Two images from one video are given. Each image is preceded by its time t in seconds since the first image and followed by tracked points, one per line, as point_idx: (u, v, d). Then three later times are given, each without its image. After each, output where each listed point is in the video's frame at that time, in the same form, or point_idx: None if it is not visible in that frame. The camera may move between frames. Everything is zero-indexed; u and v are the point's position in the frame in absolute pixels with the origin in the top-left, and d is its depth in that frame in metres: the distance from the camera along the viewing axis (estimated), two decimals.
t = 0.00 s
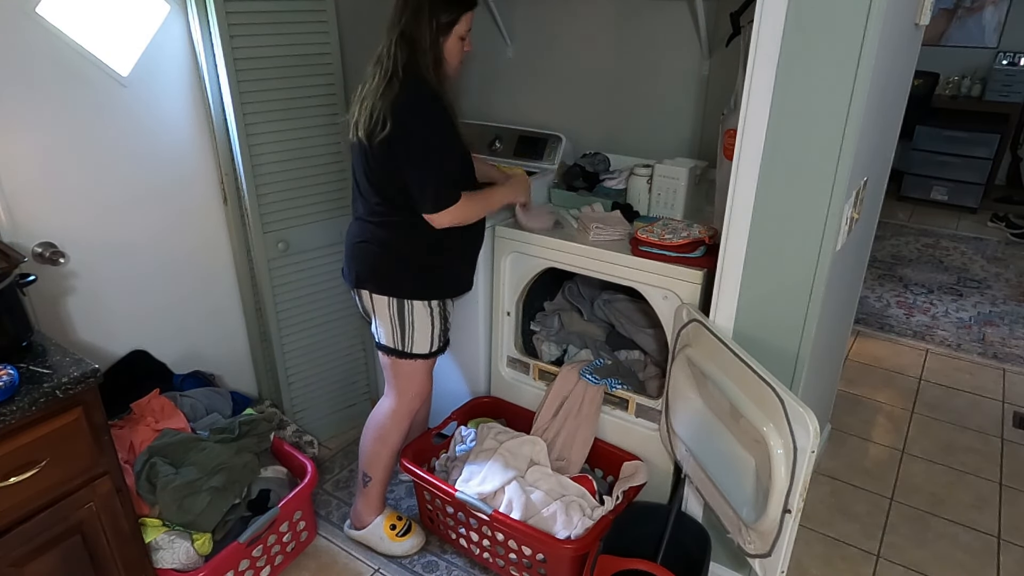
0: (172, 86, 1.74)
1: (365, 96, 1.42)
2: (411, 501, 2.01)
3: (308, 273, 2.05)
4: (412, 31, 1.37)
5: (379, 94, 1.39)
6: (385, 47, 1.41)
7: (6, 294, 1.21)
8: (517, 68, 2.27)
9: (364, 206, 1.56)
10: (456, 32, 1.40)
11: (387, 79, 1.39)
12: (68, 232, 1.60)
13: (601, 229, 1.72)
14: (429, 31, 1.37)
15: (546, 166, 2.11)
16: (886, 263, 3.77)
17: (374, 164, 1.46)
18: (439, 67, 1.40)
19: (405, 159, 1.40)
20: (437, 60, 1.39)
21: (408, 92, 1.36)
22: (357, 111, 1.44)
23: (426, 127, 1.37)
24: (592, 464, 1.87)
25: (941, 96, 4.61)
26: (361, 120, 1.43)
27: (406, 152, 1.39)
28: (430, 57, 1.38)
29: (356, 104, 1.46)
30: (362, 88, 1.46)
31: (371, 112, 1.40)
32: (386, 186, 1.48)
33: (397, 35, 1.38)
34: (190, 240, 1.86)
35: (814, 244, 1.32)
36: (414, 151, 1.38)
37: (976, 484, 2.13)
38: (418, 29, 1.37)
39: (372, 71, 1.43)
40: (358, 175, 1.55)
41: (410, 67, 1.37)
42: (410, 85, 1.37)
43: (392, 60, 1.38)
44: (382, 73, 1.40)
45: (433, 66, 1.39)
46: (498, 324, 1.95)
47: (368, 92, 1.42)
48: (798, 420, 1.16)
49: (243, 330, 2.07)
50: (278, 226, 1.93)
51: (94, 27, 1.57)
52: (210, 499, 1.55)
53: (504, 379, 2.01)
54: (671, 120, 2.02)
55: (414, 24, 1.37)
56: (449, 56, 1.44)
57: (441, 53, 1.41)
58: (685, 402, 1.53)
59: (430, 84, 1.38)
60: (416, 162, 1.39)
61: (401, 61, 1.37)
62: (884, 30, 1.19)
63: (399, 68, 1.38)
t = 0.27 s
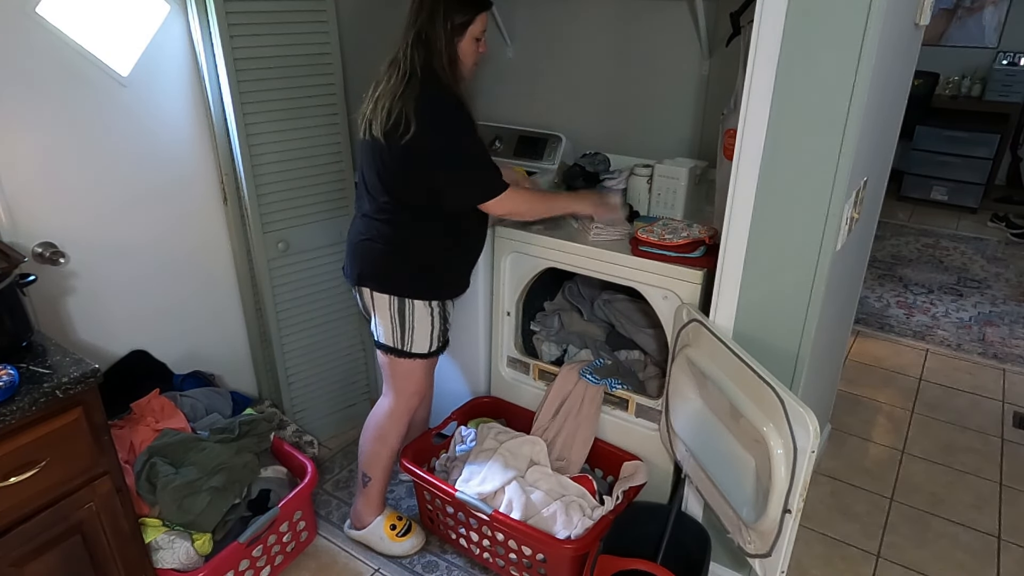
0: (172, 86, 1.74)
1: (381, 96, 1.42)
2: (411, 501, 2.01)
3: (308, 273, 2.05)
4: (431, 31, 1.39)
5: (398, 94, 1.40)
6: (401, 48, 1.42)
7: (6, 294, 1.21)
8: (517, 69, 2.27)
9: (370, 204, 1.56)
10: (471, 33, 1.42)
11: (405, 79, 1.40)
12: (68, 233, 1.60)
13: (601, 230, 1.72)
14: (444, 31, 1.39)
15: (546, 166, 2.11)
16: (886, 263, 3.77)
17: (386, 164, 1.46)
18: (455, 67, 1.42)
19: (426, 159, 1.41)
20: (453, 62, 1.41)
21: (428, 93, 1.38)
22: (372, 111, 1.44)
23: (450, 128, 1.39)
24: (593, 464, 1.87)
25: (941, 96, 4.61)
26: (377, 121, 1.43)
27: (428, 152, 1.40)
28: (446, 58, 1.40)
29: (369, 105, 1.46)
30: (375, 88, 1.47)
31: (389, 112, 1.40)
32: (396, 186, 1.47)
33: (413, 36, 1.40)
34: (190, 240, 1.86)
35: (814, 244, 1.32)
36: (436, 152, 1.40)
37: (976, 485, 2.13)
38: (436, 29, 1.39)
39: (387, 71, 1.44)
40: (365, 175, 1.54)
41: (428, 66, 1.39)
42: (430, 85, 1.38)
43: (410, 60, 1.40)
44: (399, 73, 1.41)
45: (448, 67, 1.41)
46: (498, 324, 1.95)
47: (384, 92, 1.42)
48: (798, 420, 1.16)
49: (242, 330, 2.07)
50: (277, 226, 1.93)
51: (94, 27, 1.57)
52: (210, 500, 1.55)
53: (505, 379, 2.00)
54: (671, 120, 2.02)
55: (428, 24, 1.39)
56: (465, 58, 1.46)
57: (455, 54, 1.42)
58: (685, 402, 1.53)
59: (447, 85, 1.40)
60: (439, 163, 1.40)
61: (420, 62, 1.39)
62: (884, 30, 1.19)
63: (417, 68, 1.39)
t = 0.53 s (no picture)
0: (172, 86, 1.74)
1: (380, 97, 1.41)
2: (411, 501, 2.01)
3: (308, 274, 2.05)
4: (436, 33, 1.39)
5: (400, 96, 1.38)
6: (401, 49, 1.41)
7: (6, 294, 1.21)
8: (517, 69, 2.27)
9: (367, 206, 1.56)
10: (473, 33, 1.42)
11: (407, 81, 1.39)
12: (68, 233, 1.60)
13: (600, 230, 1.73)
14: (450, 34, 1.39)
15: (546, 166, 2.11)
16: (886, 263, 3.77)
17: (385, 165, 1.45)
18: (466, 69, 1.44)
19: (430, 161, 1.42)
20: (466, 64, 1.43)
21: (432, 96, 1.39)
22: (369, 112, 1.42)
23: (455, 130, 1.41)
24: (593, 465, 1.87)
25: (941, 96, 4.61)
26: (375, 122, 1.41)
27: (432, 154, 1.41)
28: (460, 60, 1.42)
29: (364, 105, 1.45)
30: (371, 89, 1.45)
31: (389, 114, 1.39)
32: (393, 188, 1.47)
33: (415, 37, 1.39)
34: (190, 240, 1.86)
35: (814, 244, 1.32)
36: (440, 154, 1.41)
37: (976, 484, 2.13)
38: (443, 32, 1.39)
39: (388, 70, 1.42)
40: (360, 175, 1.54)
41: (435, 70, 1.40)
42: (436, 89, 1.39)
43: (412, 62, 1.39)
44: (401, 75, 1.40)
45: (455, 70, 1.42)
46: (498, 324, 1.95)
47: (382, 94, 1.40)
48: (798, 420, 1.16)
49: (242, 330, 2.07)
50: (277, 226, 1.93)
51: (94, 27, 1.57)
52: (210, 499, 1.55)
53: (505, 379, 2.00)
54: (671, 120, 2.02)
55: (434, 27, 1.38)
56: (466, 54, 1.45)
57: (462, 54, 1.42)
58: (685, 402, 1.53)
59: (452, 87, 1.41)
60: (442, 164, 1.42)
61: (430, 64, 1.39)
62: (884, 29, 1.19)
63: (421, 71, 1.39)
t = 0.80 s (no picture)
0: (172, 86, 1.74)
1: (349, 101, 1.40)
2: (411, 501, 2.01)
3: (308, 274, 2.05)
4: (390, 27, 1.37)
5: (368, 97, 1.37)
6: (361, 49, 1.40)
7: (7, 294, 1.21)
8: (518, 69, 2.27)
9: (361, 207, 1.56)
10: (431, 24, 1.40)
11: (373, 82, 1.38)
12: (68, 233, 1.60)
13: (601, 230, 1.73)
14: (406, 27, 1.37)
15: (546, 166, 2.09)
16: (886, 263, 3.77)
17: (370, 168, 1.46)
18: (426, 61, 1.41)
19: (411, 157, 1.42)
20: (421, 56, 1.40)
21: (399, 92, 1.37)
22: (343, 118, 1.42)
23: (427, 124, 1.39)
24: (592, 465, 1.87)
25: (941, 96, 4.61)
26: (350, 127, 1.41)
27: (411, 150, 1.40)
28: (415, 53, 1.39)
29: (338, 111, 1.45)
30: (343, 94, 1.45)
31: (362, 118, 1.39)
32: (383, 189, 1.48)
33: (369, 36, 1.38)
34: (190, 240, 1.86)
35: (814, 244, 1.32)
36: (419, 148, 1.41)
37: (976, 484, 2.13)
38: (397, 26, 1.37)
39: (354, 73, 1.42)
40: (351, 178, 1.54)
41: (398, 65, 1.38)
42: (398, 85, 1.38)
43: (373, 61, 1.38)
44: (365, 77, 1.39)
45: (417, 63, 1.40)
46: (498, 324, 1.95)
47: (352, 98, 1.40)
48: (798, 420, 1.16)
49: (243, 330, 2.07)
50: (277, 226, 1.93)
51: (94, 27, 1.57)
52: (210, 499, 1.55)
53: (504, 379, 2.00)
54: (671, 119, 2.02)
55: (387, 24, 1.37)
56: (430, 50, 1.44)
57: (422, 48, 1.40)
58: (685, 402, 1.53)
59: (414, 82, 1.39)
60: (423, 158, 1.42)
61: (387, 62, 1.37)
62: (884, 29, 1.19)
63: (383, 68, 1.38)
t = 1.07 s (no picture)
0: (172, 86, 1.74)
1: (365, 94, 1.40)
2: (411, 501, 2.01)
3: (308, 274, 2.05)
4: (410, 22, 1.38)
5: (389, 91, 1.38)
6: (375, 43, 1.40)
7: (6, 294, 1.21)
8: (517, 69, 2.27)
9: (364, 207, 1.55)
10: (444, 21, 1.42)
11: (392, 75, 1.38)
12: (68, 233, 1.60)
13: (601, 230, 1.73)
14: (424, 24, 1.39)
15: (546, 166, 2.11)
16: (886, 263, 3.77)
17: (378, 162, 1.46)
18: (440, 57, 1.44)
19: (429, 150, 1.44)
20: (436, 54, 1.42)
21: (422, 86, 1.40)
22: (356, 111, 1.42)
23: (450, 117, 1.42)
24: (592, 465, 1.87)
25: (941, 96, 4.61)
26: (365, 120, 1.40)
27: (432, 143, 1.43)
28: (430, 50, 1.41)
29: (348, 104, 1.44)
30: (352, 87, 1.44)
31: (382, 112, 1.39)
32: (390, 185, 1.48)
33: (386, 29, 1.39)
34: (190, 240, 1.86)
35: (814, 244, 1.32)
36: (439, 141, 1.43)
37: (976, 485, 2.13)
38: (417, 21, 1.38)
39: (367, 68, 1.42)
40: (353, 175, 1.54)
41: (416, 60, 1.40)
42: (420, 79, 1.40)
43: (390, 55, 1.39)
44: (381, 70, 1.39)
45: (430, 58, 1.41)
46: (498, 324, 1.95)
47: (368, 91, 1.40)
48: (798, 420, 1.16)
49: (243, 330, 2.07)
50: (277, 226, 1.93)
51: (94, 27, 1.57)
52: (210, 499, 1.55)
53: (504, 379, 2.00)
54: (671, 119, 2.02)
55: (404, 19, 1.38)
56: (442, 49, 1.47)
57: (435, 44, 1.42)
58: (685, 402, 1.53)
59: (430, 76, 1.41)
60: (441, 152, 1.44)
61: (405, 58, 1.39)
62: (884, 30, 1.19)
63: (402, 63, 1.39)
